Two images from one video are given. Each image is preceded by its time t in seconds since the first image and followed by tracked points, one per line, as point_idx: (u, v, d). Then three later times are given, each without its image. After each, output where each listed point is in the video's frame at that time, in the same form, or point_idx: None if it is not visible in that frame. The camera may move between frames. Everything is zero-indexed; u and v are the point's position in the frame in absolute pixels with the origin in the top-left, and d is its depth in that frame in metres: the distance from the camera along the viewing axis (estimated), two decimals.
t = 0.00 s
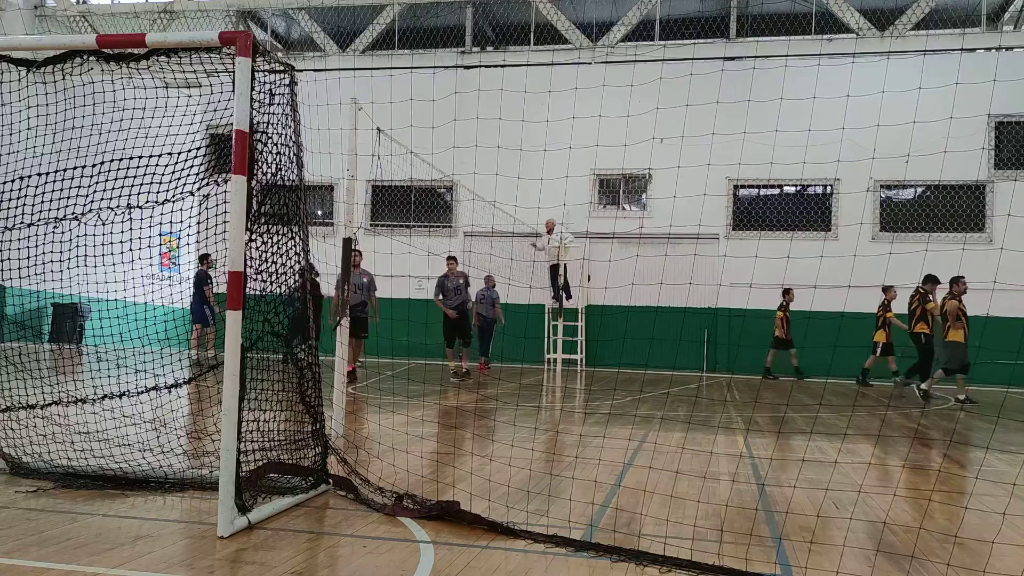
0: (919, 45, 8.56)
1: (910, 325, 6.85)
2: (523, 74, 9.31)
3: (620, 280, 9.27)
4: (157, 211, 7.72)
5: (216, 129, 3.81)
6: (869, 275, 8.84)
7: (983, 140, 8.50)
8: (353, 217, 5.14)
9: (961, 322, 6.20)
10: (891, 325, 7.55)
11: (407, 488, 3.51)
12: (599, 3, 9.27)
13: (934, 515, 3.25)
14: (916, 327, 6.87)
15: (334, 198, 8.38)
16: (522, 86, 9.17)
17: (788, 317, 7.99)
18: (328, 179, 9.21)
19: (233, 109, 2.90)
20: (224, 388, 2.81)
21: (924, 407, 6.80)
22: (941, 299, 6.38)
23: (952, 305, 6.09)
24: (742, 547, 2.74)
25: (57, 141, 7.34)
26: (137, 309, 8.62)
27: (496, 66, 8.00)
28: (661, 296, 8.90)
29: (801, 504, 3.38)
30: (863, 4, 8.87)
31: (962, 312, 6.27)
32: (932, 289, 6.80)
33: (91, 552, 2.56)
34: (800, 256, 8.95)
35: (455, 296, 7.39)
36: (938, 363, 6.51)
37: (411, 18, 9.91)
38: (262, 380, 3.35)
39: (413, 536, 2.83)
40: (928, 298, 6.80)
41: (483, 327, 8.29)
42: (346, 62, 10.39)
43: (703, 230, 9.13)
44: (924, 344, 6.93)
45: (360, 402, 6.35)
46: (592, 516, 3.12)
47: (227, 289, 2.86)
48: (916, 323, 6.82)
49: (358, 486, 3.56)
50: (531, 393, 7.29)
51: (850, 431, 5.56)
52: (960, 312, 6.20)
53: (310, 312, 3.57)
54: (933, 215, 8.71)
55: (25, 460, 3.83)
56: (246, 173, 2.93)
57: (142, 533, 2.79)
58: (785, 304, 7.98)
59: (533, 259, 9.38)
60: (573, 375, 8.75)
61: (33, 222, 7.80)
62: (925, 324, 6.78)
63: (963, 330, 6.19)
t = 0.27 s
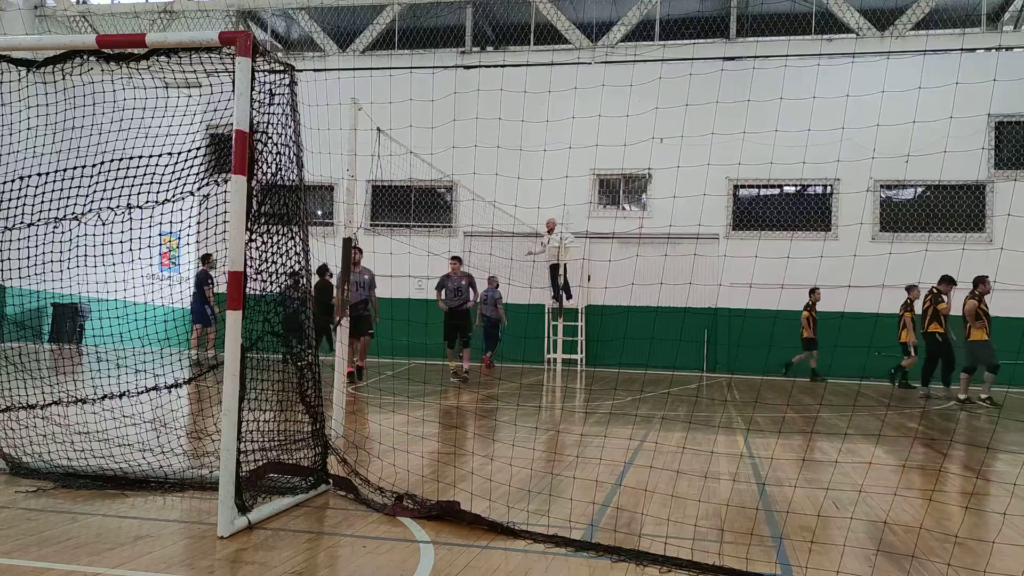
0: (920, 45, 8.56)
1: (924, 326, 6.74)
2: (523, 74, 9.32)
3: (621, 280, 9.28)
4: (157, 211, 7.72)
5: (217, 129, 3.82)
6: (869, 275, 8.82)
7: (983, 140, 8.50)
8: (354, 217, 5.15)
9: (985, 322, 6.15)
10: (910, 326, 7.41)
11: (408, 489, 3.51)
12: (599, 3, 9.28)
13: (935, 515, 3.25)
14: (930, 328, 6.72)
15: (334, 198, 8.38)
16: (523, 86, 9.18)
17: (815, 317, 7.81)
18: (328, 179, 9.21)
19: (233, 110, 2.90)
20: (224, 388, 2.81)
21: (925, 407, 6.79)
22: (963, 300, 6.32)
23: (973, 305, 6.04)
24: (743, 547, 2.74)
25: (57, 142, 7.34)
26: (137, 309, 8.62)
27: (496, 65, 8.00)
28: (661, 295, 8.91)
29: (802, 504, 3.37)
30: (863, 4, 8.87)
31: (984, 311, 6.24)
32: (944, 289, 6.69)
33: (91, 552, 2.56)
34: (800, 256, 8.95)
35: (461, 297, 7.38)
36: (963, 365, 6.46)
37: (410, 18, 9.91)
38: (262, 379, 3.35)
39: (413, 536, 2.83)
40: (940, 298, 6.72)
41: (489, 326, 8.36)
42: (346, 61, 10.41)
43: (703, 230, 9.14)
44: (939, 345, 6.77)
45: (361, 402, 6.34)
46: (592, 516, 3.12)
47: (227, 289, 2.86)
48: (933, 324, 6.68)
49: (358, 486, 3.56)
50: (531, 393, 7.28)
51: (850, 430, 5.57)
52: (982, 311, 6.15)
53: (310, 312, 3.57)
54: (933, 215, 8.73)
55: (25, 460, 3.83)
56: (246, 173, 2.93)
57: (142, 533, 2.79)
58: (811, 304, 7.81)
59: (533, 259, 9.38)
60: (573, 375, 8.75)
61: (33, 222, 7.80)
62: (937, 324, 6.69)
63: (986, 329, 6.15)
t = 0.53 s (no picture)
0: (920, 45, 8.57)
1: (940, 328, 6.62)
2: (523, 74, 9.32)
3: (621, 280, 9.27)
4: (157, 211, 7.72)
5: (217, 129, 3.81)
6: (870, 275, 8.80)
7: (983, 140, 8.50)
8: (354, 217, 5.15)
9: (1012, 324, 6.04)
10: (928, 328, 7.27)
11: (408, 489, 3.50)
12: (599, 4, 9.28)
13: (935, 514, 3.25)
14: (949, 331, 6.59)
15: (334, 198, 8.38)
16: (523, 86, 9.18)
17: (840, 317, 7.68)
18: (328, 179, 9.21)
19: (233, 110, 2.90)
20: (224, 389, 2.80)
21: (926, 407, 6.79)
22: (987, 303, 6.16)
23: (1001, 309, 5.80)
24: (742, 547, 2.73)
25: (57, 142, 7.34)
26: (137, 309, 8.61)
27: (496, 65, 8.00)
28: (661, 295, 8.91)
29: (802, 504, 3.37)
30: (863, 4, 8.87)
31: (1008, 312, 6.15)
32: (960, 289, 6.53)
33: (90, 553, 2.56)
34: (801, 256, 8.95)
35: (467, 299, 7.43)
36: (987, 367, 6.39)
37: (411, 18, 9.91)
38: (262, 379, 3.35)
39: (413, 536, 2.83)
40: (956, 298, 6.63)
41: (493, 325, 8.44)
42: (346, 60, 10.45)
43: (703, 230, 9.14)
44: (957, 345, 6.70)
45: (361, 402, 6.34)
46: (592, 516, 3.11)
47: (227, 289, 2.86)
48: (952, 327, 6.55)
49: (358, 486, 3.55)
50: (531, 393, 7.28)
51: (851, 430, 5.56)
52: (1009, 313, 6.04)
53: (310, 312, 3.57)
54: (932, 215, 8.72)
55: (25, 459, 3.83)
56: (246, 173, 2.93)
57: (142, 534, 2.79)
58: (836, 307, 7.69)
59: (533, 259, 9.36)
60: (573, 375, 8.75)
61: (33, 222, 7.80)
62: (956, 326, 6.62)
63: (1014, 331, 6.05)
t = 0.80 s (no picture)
0: (920, 45, 8.56)
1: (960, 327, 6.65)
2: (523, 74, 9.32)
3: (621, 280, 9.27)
4: (157, 211, 7.72)
5: (217, 129, 3.81)
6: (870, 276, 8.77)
7: (983, 140, 8.50)
8: (353, 217, 5.15)
9: None
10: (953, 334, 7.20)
11: (408, 488, 3.50)
12: (599, 4, 9.27)
13: (934, 514, 3.25)
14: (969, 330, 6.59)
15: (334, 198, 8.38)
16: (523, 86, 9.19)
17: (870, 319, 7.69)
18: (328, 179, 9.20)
19: (233, 110, 2.89)
20: (224, 388, 2.80)
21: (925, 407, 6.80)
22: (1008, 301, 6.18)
23: None
24: (742, 547, 2.73)
25: (57, 142, 7.34)
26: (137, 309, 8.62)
27: (496, 65, 7.99)
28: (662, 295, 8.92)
29: (802, 504, 3.37)
30: (863, 4, 8.84)
31: None
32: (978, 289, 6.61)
33: (90, 553, 2.56)
34: (801, 256, 8.95)
35: (465, 297, 7.39)
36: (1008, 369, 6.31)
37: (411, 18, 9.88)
38: (263, 379, 3.34)
39: (413, 536, 2.83)
40: (975, 298, 6.70)
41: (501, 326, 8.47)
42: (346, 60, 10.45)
43: (703, 230, 9.13)
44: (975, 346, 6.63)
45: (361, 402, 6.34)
46: (592, 516, 3.12)
47: (227, 289, 2.85)
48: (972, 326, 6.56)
49: (359, 486, 3.55)
50: (531, 393, 7.28)
51: (851, 430, 5.56)
52: None
53: (310, 313, 3.57)
54: (933, 214, 8.70)
55: (25, 459, 3.83)
56: (246, 173, 2.93)
57: (142, 533, 2.79)
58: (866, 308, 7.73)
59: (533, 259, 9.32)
60: (573, 375, 8.76)
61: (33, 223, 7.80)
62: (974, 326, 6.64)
63: None
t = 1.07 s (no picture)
0: (920, 45, 8.56)
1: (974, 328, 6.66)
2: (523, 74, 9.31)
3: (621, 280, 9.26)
4: (156, 211, 7.73)
5: (216, 129, 3.81)
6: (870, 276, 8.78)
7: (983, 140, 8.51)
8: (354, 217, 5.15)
9: None
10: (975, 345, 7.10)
11: (408, 488, 3.50)
12: (599, 4, 9.27)
13: (934, 515, 3.25)
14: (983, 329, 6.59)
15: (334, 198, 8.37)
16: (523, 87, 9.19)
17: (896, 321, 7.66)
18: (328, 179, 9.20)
19: (232, 110, 2.90)
20: (224, 388, 2.80)
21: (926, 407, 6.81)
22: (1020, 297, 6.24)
23: None
24: (743, 547, 2.73)
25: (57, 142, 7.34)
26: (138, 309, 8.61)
27: (496, 66, 7.99)
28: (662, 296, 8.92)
29: (802, 504, 3.37)
30: (863, 4, 8.82)
31: None
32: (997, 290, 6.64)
33: (90, 553, 2.56)
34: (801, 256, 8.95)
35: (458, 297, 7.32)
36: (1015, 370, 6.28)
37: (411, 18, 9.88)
38: (262, 379, 3.32)
39: (413, 536, 2.83)
40: (993, 300, 6.72)
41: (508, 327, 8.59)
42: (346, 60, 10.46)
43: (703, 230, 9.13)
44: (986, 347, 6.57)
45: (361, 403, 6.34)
46: (593, 516, 3.12)
47: (227, 289, 2.86)
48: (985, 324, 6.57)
49: (358, 486, 3.55)
50: (531, 393, 7.28)
51: (851, 431, 5.56)
52: None
53: (309, 313, 3.57)
54: (933, 214, 8.69)
55: (25, 459, 3.83)
56: (246, 173, 2.93)
57: (142, 533, 2.79)
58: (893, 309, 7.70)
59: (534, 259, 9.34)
60: (573, 375, 8.76)
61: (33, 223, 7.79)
62: (990, 327, 6.62)
63: None
